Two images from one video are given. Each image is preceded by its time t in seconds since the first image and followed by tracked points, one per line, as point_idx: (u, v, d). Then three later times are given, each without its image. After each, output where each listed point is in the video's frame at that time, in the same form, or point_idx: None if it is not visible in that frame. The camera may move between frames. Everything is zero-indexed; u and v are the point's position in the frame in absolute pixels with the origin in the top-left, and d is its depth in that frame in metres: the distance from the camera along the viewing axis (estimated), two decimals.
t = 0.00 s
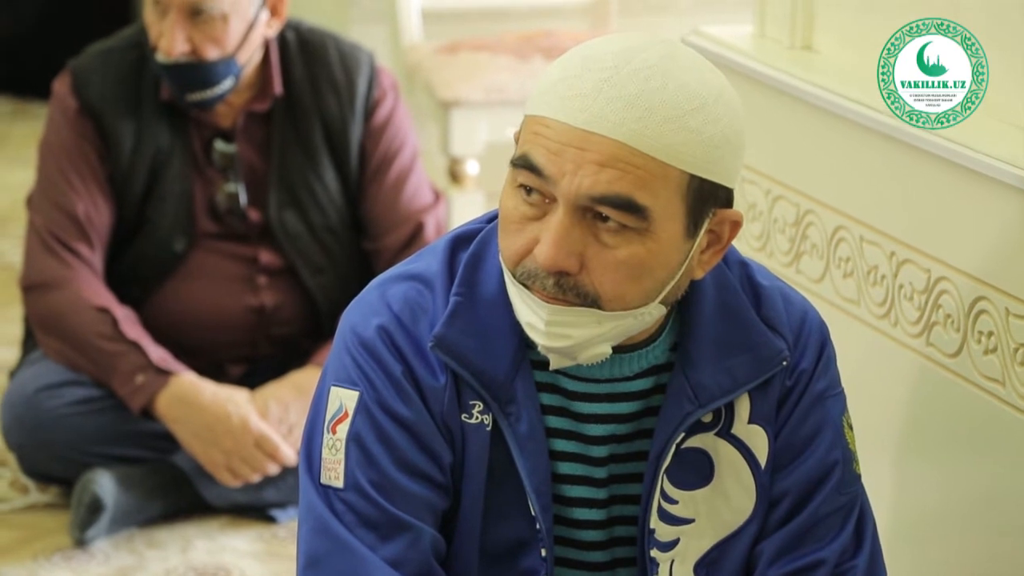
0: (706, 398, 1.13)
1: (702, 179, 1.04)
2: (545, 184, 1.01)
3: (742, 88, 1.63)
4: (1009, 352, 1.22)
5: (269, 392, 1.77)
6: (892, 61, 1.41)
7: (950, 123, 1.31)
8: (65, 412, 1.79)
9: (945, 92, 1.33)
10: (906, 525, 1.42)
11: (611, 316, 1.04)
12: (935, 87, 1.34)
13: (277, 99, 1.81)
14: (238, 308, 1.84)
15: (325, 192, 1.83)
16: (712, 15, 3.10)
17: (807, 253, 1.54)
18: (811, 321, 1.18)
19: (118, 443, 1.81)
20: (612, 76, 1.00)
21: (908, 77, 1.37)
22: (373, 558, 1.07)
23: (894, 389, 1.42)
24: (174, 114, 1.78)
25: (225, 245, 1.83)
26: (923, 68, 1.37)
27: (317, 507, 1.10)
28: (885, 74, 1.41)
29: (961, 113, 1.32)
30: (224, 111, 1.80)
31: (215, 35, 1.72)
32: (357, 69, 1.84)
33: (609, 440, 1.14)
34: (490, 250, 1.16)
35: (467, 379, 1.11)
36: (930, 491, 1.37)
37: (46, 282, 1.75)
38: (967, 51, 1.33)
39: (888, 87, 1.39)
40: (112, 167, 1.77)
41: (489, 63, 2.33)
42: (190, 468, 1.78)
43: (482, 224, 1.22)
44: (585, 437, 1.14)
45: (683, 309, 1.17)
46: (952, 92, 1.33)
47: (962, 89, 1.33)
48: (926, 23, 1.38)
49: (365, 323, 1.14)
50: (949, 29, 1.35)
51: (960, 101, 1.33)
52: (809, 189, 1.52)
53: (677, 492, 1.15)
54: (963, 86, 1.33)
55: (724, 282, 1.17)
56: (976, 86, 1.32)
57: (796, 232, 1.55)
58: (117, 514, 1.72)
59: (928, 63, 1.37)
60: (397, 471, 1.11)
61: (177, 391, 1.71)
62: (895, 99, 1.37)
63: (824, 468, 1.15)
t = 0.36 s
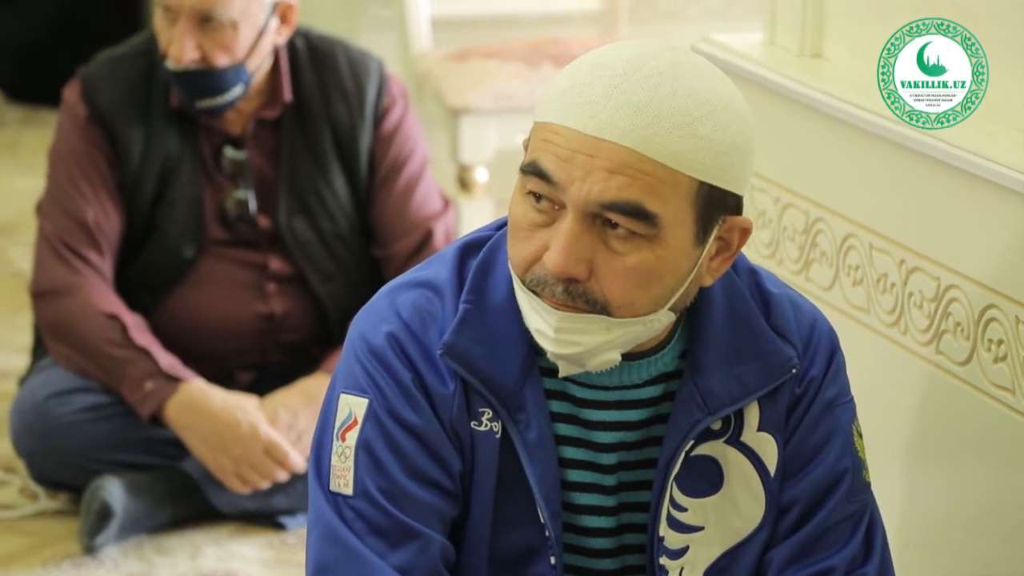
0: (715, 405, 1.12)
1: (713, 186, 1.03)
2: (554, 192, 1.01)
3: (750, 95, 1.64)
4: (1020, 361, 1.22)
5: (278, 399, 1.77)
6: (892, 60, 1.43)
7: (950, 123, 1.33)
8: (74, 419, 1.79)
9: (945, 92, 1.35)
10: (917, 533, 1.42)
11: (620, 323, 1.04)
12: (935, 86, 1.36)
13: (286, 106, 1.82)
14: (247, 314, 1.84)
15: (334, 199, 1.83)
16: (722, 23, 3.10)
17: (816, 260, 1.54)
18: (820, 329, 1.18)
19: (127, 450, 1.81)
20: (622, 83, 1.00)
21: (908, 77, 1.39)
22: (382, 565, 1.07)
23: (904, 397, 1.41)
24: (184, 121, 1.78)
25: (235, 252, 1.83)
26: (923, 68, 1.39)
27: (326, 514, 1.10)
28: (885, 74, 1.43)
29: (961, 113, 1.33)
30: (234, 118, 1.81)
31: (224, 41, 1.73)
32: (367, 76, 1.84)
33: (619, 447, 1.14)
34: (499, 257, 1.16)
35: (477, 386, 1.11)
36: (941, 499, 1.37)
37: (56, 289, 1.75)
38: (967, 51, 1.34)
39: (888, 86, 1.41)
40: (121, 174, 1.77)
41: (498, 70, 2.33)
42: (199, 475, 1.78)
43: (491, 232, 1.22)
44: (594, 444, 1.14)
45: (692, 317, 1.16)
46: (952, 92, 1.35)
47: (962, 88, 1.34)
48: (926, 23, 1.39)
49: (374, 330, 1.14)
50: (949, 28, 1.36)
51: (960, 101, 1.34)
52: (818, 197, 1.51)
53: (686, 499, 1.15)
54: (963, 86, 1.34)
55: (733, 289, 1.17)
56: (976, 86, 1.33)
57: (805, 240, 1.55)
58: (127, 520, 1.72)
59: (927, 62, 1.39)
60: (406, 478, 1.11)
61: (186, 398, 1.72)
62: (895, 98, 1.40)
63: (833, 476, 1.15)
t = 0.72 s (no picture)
0: (727, 413, 1.12)
1: (745, 187, 1.04)
2: (607, 231, 1.00)
3: (763, 103, 1.63)
4: None
5: (292, 406, 1.77)
6: (892, 60, 1.45)
7: (949, 123, 1.34)
8: (89, 426, 1.79)
9: (945, 92, 1.36)
10: (932, 542, 1.41)
11: (681, 339, 1.05)
12: (934, 87, 1.37)
13: (301, 113, 1.82)
14: (261, 322, 1.85)
15: (348, 206, 1.83)
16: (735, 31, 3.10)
17: (830, 268, 1.53)
18: (833, 337, 1.17)
19: (141, 457, 1.81)
20: (643, 106, 1.00)
21: (908, 77, 1.41)
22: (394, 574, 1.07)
23: (919, 405, 1.40)
24: (198, 128, 1.78)
25: (249, 259, 1.83)
26: (923, 68, 1.40)
27: (339, 522, 1.10)
28: (886, 74, 1.45)
29: (960, 114, 1.34)
30: (248, 125, 1.81)
31: (239, 48, 1.74)
32: (381, 84, 1.84)
33: (632, 455, 1.14)
34: (513, 264, 1.15)
35: (489, 395, 1.10)
36: (956, 508, 1.36)
37: (71, 296, 1.76)
38: (966, 51, 1.34)
39: (889, 87, 1.43)
40: (136, 181, 1.78)
41: (512, 78, 2.34)
42: (214, 482, 1.78)
43: (505, 240, 1.21)
44: (607, 452, 1.13)
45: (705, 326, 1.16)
46: (952, 92, 1.36)
47: (962, 89, 1.35)
48: (926, 23, 1.40)
49: (387, 339, 1.14)
50: (949, 29, 1.37)
51: (960, 101, 1.35)
52: (832, 205, 1.51)
53: (698, 507, 1.15)
54: (963, 86, 1.35)
55: (745, 297, 1.15)
56: (976, 86, 1.34)
57: (819, 248, 1.55)
58: (141, 527, 1.73)
59: (927, 62, 1.40)
60: (419, 487, 1.11)
61: (200, 405, 1.72)
62: (895, 99, 1.42)
63: (846, 483, 1.15)
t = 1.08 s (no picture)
0: (750, 423, 1.12)
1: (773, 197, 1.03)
2: (649, 268, 0.99)
3: (786, 111, 1.63)
4: None
5: (315, 414, 1.77)
6: (892, 60, 1.48)
7: (950, 123, 1.37)
8: (112, 433, 1.80)
9: (945, 92, 1.39)
10: (958, 553, 1.40)
11: (722, 354, 1.05)
12: (933, 86, 1.40)
13: (323, 121, 1.83)
14: (283, 330, 1.85)
15: (370, 214, 1.83)
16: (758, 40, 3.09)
17: (854, 277, 1.52)
18: (857, 345, 1.16)
19: (164, 464, 1.82)
20: (675, 142, 0.98)
21: (908, 77, 1.44)
22: None
23: (944, 415, 1.39)
24: (221, 136, 1.79)
25: (271, 267, 1.84)
26: (922, 68, 1.43)
27: (361, 532, 1.11)
28: (885, 74, 1.48)
29: (960, 113, 1.37)
30: (271, 133, 1.82)
31: (262, 57, 1.74)
32: (403, 92, 1.84)
33: (654, 465, 1.14)
34: (534, 273, 1.15)
35: (511, 405, 1.10)
36: (982, 519, 1.35)
37: (94, 303, 1.77)
38: (966, 51, 1.37)
39: (888, 87, 1.46)
40: (160, 189, 1.79)
41: (534, 86, 2.33)
42: (236, 490, 1.79)
43: (526, 249, 1.21)
44: (629, 462, 1.13)
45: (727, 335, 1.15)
46: (951, 92, 1.38)
47: (962, 88, 1.38)
48: (926, 23, 1.44)
49: (408, 348, 1.14)
50: (949, 28, 1.40)
51: (960, 101, 1.38)
52: (855, 213, 1.50)
53: (721, 517, 1.15)
54: (963, 86, 1.38)
55: (768, 305, 1.14)
56: (976, 86, 1.37)
57: (842, 256, 1.54)
58: (164, 534, 1.73)
59: (926, 62, 1.43)
60: (440, 496, 1.11)
61: (224, 412, 1.72)
62: (895, 98, 1.44)
63: (870, 492, 1.14)
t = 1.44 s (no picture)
0: (776, 432, 1.11)
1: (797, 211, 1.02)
2: (672, 284, 0.98)
3: (812, 120, 1.62)
4: None
5: (340, 421, 1.77)
6: (892, 61, 1.51)
7: (950, 123, 1.40)
8: (138, 441, 1.81)
9: (945, 92, 1.42)
10: (986, 566, 1.38)
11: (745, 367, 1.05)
12: (933, 86, 1.43)
13: (348, 130, 1.83)
14: (308, 338, 1.85)
15: (395, 223, 1.83)
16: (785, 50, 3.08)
17: (880, 286, 1.52)
18: (883, 355, 1.15)
19: (189, 472, 1.82)
20: (701, 159, 0.97)
21: (908, 77, 1.47)
22: None
23: (972, 426, 1.38)
24: (247, 145, 1.80)
25: (297, 275, 1.84)
26: (922, 68, 1.46)
27: (385, 542, 1.11)
28: (885, 75, 1.51)
29: (960, 113, 1.40)
30: (297, 142, 1.82)
31: (289, 65, 1.75)
32: (428, 101, 1.84)
33: (679, 474, 1.13)
34: (559, 282, 1.14)
35: (535, 413, 1.10)
36: (1011, 531, 1.33)
37: (120, 312, 1.78)
38: (966, 51, 1.41)
39: (889, 87, 1.49)
40: (186, 198, 1.80)
41: (560, 95, 2.33)
42: (261, 498, 1.79)
43: (550, 257, 1.21)
44: (654, 471, 1.13)
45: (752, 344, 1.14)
46: (952, 92, 1.41)
47: (962, 88, 1.41)
48: (926, 23, 1.47)
49: (432, 357, 1.14)
50: (949, 28, 1.44)
51: (960, 101, 1.41)
52: (880, 222, 1.50)
53: (747, 526, 1.14)
54: (963, 85, 1.41)
55: (794, 314, 1.14)
56: (976, 86, 1.40)
57: (868, 266, 1.53)
58: (189, 542, 1.74)
59: (927, 62, 1.46)
60: (464, 505, 1.11)
61: (248, 420, 1.73)
62: (895, 98, 1.47)
63: (897, 503, 1.13)
